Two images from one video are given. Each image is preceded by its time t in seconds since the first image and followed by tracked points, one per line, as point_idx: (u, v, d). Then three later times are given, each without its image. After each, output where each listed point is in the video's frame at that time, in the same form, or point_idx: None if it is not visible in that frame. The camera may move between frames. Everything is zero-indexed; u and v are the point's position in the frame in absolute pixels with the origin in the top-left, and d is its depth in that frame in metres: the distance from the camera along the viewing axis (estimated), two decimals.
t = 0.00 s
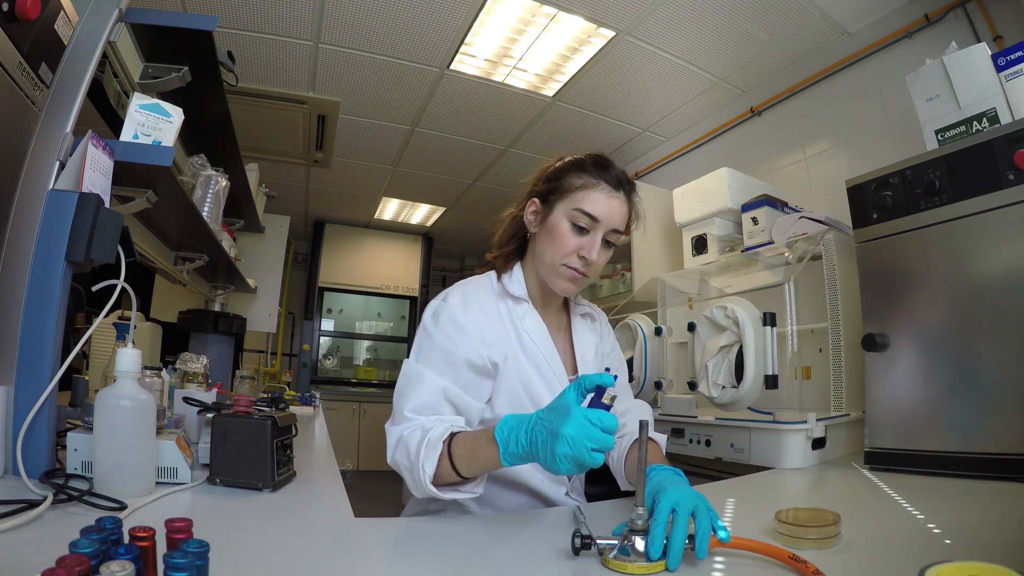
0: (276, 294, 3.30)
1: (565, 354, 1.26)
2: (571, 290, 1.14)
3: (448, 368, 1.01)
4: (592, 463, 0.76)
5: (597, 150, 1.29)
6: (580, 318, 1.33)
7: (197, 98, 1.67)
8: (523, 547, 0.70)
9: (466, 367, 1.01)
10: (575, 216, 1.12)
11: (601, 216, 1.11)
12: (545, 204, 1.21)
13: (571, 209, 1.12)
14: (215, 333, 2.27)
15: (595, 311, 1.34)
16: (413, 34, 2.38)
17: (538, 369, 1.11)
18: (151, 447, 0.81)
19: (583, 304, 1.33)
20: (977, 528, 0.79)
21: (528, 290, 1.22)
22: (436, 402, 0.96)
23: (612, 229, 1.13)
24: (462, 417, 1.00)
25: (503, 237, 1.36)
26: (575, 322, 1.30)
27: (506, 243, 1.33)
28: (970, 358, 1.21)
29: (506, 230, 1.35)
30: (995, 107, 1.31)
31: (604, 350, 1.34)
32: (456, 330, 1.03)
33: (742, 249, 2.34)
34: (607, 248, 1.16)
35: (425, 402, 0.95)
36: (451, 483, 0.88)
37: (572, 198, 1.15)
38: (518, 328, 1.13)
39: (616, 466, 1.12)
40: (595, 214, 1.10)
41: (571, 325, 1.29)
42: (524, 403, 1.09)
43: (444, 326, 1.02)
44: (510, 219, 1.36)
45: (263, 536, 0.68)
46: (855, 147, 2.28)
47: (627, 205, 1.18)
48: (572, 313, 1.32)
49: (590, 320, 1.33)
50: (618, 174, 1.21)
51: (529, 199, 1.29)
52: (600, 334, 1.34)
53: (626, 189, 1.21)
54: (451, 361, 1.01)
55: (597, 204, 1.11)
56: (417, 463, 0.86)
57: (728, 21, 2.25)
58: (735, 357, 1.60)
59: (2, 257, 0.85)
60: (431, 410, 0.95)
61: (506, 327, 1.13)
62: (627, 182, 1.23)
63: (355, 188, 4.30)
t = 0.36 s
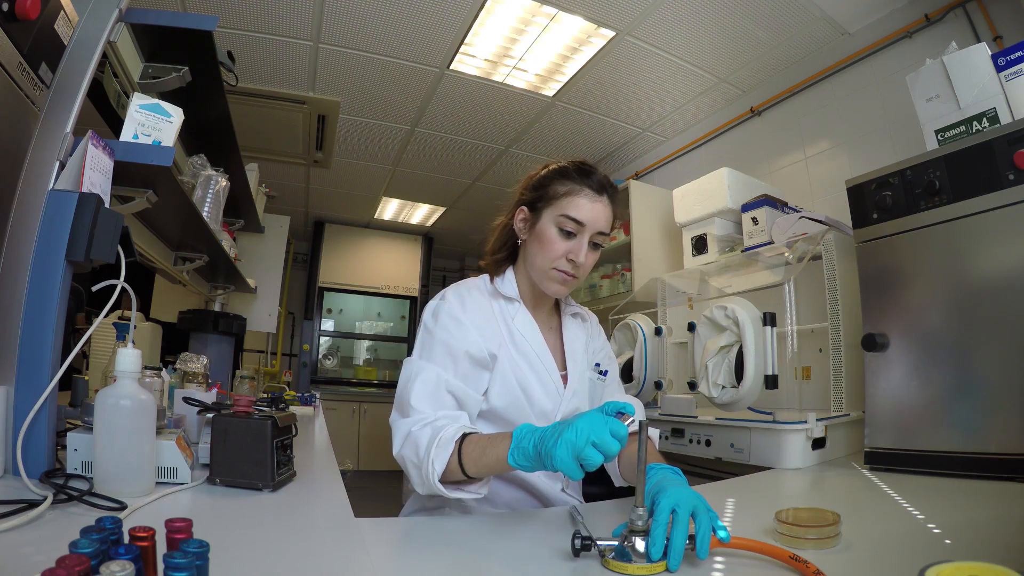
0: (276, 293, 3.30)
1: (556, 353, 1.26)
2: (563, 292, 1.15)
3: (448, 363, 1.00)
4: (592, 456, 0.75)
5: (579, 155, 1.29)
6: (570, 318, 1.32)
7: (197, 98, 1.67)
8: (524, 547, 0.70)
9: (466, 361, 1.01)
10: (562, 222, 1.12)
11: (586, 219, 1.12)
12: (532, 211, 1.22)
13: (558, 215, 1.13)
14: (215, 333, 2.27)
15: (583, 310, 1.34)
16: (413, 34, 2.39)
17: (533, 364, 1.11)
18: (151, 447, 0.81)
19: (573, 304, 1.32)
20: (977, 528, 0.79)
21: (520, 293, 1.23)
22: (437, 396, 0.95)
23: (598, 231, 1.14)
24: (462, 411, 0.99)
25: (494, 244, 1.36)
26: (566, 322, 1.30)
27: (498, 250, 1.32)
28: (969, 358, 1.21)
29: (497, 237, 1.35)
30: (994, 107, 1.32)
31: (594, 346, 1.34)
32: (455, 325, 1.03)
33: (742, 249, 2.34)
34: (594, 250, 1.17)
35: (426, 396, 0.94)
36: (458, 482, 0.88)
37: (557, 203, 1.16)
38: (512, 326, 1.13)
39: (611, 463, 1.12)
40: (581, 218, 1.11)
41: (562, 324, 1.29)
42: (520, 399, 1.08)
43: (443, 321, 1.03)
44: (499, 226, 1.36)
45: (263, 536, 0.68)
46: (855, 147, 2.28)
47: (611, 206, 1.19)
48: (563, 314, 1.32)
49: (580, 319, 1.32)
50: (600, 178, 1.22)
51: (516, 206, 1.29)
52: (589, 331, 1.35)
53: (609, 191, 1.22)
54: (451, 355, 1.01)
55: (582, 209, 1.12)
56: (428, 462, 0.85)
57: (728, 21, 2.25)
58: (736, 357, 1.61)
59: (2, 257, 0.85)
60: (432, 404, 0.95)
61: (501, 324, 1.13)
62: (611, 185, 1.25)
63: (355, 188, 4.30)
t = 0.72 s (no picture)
0: (276, 293, 3.30)
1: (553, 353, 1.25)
2: (559, 292, 1.15)
3: (441, 363, 1.00)
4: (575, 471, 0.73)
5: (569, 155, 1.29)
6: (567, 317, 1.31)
7: (197, 98, 1.67)
8: (523, 547, 0.70)
9: (460, 361, 1.01)
10: (554, 222, 1.13)
11: (578, 219, 1.12)
12: (524, 212, 1.23)
13: (549, 215, 1.14)
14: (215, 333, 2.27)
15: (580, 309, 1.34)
16: (413, 34, 2.39)
17: (528, 363, 1.11)
18: (151, 447, 0.81)
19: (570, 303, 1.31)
20: (977, 528, 0.79)
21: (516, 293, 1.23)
22: (430, 395, 0.95)
23: (590, 230, 1.14)
24: (455, 410, 0.99)
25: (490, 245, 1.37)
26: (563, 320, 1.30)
27: (493, 252, 1.33)
28: (969, 358, 1.21)
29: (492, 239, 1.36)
30: (994, 107, 1.32)
31: (590, 345, 1.33)
32: (449, 325, 1.03)
33: (742, 249, 2.34)
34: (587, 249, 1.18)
35: (418, 396, 0.94)
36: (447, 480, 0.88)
37: (549, 204, 1.16)
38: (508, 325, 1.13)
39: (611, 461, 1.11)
40: (572, 218, 1.11)
41: (559, 323, 1.28)
42: (516, 397, 1.08)
43: (437, 321, 1.02)
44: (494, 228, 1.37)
45: (263, 536, 0.68)
46: (855, 147, 2.28)
47: (603, 205, 1.19)
48: (560, 313, 1.31)
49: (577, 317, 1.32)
50: (591, 176, 1.22)
51: (509, 208, 1.30)
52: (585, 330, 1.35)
53: (599, 190, 1.22)
54: (445, 355, 1.01)
55: (573, 208, 1.13)
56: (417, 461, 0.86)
57: (728, 21, 2.25)
58: (736, 357, 1.61)
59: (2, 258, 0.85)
60: (425, 403, 0.95)
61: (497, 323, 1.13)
62: (602, 183, 1.24)
63: (355, 188, 4.30)
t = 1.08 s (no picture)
0: (276, 293, 3.30)
1: (548, 352, 1.25)
2: (548, 290, 1.15)
3: (430, 369, 1.00)
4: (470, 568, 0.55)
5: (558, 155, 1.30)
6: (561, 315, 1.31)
7: (197, 98, 1.66)
8: (522, 547, 0.70)
9: (449, 366, 1.01)
10: (543, 221, 1.13)
11: (567, 217, 1.13)
12: (514, 211, 1.23)
13: (539, 213, 1.14)
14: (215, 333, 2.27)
15: (574, 306, 1.33)
16: (413, 34, 2.39)
17: (521, 365, 1.09)
18: (151, 446, 0.81)
19: (563, 302, 1.32)
20: (978, 528, 0.79)
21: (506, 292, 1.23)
22: (417, 403, 0.95)
23: (580, 228, 1.15)
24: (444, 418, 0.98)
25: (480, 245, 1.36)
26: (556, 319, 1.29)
27: (482, 252, 1.33)
28: (969, 359, 1.21)
29: (482, 239, 1.36)
30: (994, 107, 1.32)
31: (586, 343, 1.33)
32: (437, 331, 1.04)
33: (742, 249, 2.34)
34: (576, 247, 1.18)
35: (406, 405, 0.94)
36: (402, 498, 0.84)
37: (538, 203, 1.17)
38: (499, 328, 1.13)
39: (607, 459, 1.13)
40: (561, 216, 1.12)
41: (553, 321, 1.28)
42: (510, 400, 1.06)
43: (426, 327, 1.04)
44: (485, 228, 1.37)
45: (264, 536, 0.68)
46: (855, 147, 2.29)
47: (592, 203, 1.20)
48: (553, 311, 1.31)
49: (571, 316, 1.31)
50: (580, 176, 1.22)
51: (499, 208, 1.30)
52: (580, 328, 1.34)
53: (589, 189, 1.22)
54: (434, 361, 1.01)
55: (562, 207, 1.13)
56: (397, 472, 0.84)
57: (728, 21, 2.25)
58: (736, 357, 1.61)
59: (3, 258, 0.85)
60: (413, 412, 0.94)
61: (487, 326, 1.13)
62: (591, 182, 1.25)
63: (355, 188, 4.30)
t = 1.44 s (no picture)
0: (276, 293, 3.30)
1: (545, 353, 1.24)
2: (549, 296, 1.16)
3: (418, 373, 1.01)
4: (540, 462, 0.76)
5: (548, 156, 1.28)
6: (557, 318, 1.31)
7: (197, 97, 1.66)
8: (520, 547, 0.70)
9: (436, 370, 1.02)
10: (542, 227, 1.13)
11: (566, 223, 1.13)
12: (508, 217, 1.22)
13: (537, 220, 1.14)
14: (216, 333, 2.27)
15: (569, 308, 1.33)
16: (413, 34, 2.38)
17: (516, 368, 1.09)
18: (151, 446, 0.81)
19: (561, 303, 1.31)
20: (978, 528, 0.79)
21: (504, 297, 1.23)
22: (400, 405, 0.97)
23: (578, 233, 1.15)
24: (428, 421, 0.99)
25: (474, 250, 1.35)
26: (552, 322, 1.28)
27: (478, 257, 1.32)
28: (969, 358, 1.21)
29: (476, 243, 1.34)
30: (994, 107, 1.32)
31: (583, 345, 1.32)
32: (426, 335, 1.04)
33: (742, 249, 2.34)
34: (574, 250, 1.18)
35: (388, 402, 0.96)
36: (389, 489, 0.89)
37: (535, 209, 1.16)
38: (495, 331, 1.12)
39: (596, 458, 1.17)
40: (560, 222, 1.12)
41: (549, 324, 1.28)
42: (504, 403, 1.06)
43: (414, 330, 1.04)
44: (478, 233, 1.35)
45: (264, 536, 0.68)
46: (855, 147, 2.28)
47: (587, 206, 1.20)
48: (550, 314, 1.30)
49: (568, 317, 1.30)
50: (573, 178, 1.22)
51: (494, 214, 1.28)
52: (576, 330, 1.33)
53: (583, 192, 1.22)
54: (420, 364, 1.02)
55: (560, 213, 1.14)
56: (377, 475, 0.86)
57: (728, 21, 2.25)
58: (736, 357, 1.60)
59: (3, 258, 0.85)
60: (393, 410, 0.96)
61: (482, 330, 1.12)
62: (584, 184, 1.25)
63: (355, 188, 4.30)
